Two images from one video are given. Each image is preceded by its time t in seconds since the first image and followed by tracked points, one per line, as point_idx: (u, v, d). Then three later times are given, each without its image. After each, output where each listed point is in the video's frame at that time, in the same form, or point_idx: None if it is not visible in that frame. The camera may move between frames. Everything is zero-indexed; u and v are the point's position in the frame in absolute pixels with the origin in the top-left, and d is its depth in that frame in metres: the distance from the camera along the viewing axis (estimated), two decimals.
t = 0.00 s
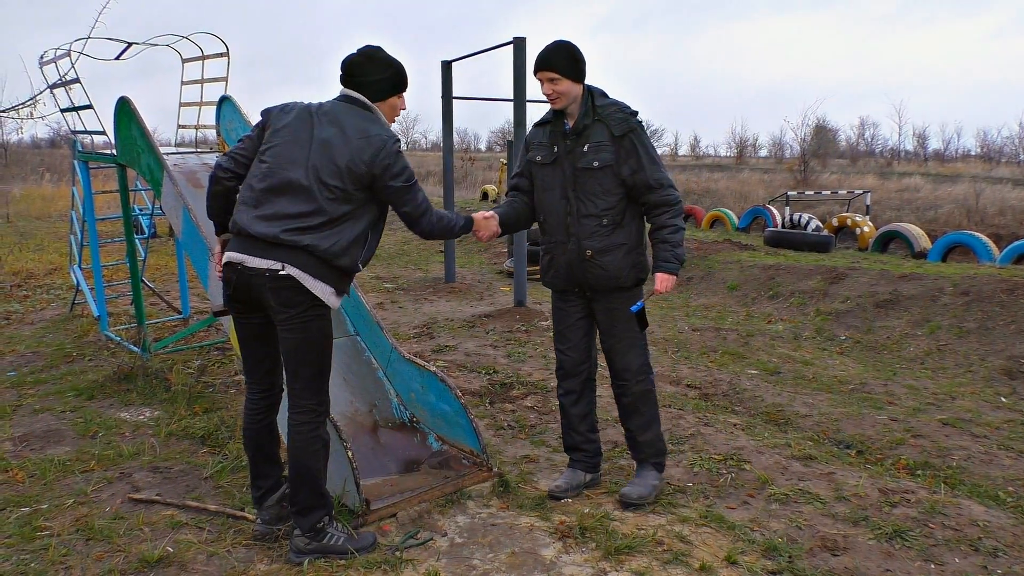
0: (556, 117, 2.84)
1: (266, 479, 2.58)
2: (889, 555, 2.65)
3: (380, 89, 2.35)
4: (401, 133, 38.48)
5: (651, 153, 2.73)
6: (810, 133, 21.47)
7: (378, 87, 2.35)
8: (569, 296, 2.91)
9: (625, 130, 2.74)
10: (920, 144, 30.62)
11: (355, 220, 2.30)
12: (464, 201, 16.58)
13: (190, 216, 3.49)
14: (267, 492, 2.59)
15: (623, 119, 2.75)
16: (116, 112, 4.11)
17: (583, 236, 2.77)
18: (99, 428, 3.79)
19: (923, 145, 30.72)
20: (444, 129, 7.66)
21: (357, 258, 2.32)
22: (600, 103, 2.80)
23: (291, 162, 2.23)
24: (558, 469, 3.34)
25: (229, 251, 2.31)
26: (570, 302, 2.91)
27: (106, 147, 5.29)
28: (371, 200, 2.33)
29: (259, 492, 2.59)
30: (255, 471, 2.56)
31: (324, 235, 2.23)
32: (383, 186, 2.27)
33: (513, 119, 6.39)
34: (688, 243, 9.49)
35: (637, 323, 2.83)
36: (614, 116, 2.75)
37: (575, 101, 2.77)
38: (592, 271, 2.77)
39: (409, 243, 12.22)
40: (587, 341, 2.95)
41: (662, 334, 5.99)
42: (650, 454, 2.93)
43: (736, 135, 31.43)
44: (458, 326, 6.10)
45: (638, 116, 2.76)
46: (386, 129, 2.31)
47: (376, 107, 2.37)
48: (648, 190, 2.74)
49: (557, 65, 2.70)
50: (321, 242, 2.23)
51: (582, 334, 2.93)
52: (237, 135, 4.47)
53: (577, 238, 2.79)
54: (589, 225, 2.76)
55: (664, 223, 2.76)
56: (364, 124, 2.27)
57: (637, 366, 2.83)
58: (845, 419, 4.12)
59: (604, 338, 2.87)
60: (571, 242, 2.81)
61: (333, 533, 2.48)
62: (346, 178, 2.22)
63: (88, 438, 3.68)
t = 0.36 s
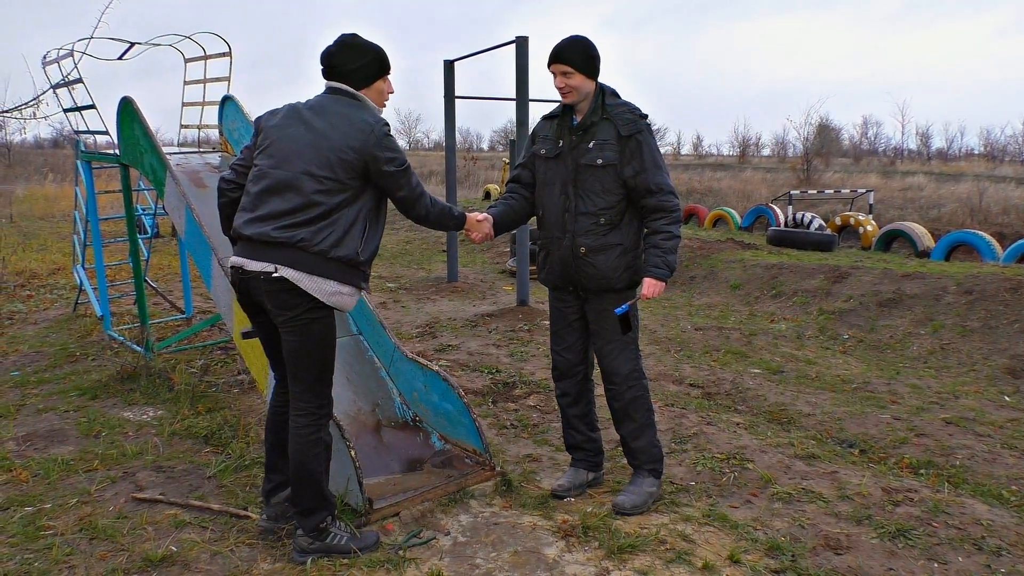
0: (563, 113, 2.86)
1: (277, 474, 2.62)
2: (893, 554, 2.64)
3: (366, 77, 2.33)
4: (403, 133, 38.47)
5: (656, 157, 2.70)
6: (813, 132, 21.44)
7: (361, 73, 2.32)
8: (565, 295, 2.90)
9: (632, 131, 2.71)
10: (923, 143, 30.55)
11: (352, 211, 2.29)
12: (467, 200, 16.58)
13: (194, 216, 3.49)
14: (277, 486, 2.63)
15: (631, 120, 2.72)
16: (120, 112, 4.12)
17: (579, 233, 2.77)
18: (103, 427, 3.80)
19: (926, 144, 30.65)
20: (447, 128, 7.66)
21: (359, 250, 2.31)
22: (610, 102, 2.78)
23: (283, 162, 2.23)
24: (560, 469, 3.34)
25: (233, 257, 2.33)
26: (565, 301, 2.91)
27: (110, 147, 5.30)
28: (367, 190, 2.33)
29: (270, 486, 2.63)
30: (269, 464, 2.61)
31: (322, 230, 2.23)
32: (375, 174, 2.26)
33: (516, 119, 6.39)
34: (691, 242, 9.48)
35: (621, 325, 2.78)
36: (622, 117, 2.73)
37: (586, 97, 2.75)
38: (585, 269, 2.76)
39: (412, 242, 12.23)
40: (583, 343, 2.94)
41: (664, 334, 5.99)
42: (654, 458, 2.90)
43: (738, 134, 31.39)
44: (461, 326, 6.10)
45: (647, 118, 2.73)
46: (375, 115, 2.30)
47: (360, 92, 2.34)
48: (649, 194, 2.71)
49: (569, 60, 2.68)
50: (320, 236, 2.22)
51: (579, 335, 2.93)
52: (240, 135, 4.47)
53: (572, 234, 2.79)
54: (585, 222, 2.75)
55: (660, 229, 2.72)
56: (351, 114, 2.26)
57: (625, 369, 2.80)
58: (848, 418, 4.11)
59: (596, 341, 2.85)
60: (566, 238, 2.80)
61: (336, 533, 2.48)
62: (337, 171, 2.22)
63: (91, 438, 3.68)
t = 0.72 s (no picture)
0: (591, 107, 2.82)
1: (271, 482, 2.58)
2: (895, 554, 2.64)
3: (332, 70, 2.31)
4: (405, 133, 38.49)
5: (683, 163, 2.71)
6: (815, 131, 21.41)
7: (327, 66, 2.31)
8: (577, 296, 2.86)
9: (661, 132, 2.69)
10: (925, 142, 30.49)
11: (326, 202, 2.26)
12: (468, 200, 16.58)
13: (195, 216, 3.49)
14: (273, 494, 2.60)
15: (661, 121, 2.70)
16: (121, 113, 4.12)
17: (598, 232, 2.74)
18: (105, 428, 3.80)
19: (928, 143, 30.60)
20: (449, 128, 7.66)
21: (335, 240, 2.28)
22: (640, 102, 2.76)
23: (255, 161, 2.25)
24: (562, 469, 3.33)
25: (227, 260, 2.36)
26: (573, 302, 2.87)
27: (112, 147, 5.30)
28: (341, 180, 2.30)
29: (265, 495, 2.60)
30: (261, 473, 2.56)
31: (296, 222, 2.22)
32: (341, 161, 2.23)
33: (517, 119, 6.39)
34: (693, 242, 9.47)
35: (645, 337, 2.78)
36: (652, 117, 2.71)
37: (616, 91, 2.73)
38: (601, 269, 2.74)
39: (413, 242, 12.23)
40: (593, 347, 2.91)
41: (666, 334, 5.99)
42: (660, 463, 2.89)
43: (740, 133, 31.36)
44: (463, 326, 6.10)
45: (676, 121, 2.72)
46: (341, 103, 2.27)
47: (325, 82, 2.33)
48: (674, 201, 2.72)
49: (602, 50, 2.67)
50: (294, 229, 2.22)
51: (589, 338, 2.90)
52: (241, 134, 4.47)
53: (591, 233, 2.76)
54: (607, 222, 2.73)
55: (685, 238, 2.75)
56: (317, 104, 2.25)
57: (640, 376, 2.79)
58: (850, 418, 4.10)
59: (609, 345, 2.82)
60: (584, 237, 2.78)
61: (337, 533, 2.48)
62: (305, 162, 2.21)
63: (93, 438, 3.69)
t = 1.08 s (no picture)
0: (613, 107, 2.82)
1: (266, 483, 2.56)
2: (897, 554, 2.63)
3: (333, 79, 2.36)
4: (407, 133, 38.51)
5: (703, 165, 2.66)
6: (817, 131, 21.40)
7: (322, 73, 2.35)
8: (593, 297, 2.88)
9: (681, 135, 2.66)
10: (927, 141, 30.44)
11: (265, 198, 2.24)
12: (470, 200, 16.58)
13: (197, 216, 3.50)
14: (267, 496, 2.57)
15: (682, 122, 2.66)
16: (122, 113, 4.12)
17: (613, 236, 2.75)
18: (107, 428, 3.80)
19: (930, 143, 30.56)
20: (450, 128, 7.66)
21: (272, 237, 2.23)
22: (662, 101, 2.72)
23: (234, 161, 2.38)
24: (564, 469, 3.33)
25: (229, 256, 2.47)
26: (588, 304, 2.89)
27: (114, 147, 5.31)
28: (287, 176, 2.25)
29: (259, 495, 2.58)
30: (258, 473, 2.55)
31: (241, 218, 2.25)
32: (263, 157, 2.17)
33: (519, 119, 6.39)
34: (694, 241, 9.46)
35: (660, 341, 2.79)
36: (673, 118, 2.67)
37: (638, 90, 2.70)
38: (614, 273, 2.75)
39: (415, 242, 12.23)
40: (607, 349, 2.92)
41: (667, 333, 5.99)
42: (665, 465, 2.88)
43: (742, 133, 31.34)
44: (464, 326, 6.10)
45: (698, 122, 2.66)
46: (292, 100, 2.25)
47: (319, 89, 2.36)
48: (692, 205, 2.69)
49: (625, 49, 2.63)
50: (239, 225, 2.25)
51: (603, 340, 2.90)
52: (243, 135, 4.48)
53: (607, 236, 2.77)
54: (622, 226, 2.73)
55: (706, 243, 2.71)
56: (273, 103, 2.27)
57: (652, 381, 2.78)
58: (852, 418, 4.10)
59: (623, 348, 2.83)
60: (599, 239, 2.79)
61: (305, 525, 2.46)
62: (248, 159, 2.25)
63: (96, 439, 3.69)
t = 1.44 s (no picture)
0: (617, 106, 2.82)
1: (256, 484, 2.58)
2: (899, 552, 2.63)
3: (347, 92, 2.35)
4: (407, 134, 38.54)
5: (705, 161, 2.64)
6: (818, 129, 21.38)
7: (336, 86, 2.34)
8: (600, 295, 2.89)
9: (683, 132, 2.65)
10: (928, 140, 30.39)
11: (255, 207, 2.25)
12: (471, 200, 16.58)
13: (197, 217, 3.51)
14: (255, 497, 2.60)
15: (684, 120, 2.65)
16: (123, 114, 4.13)
17: (617, 234, 2.75)
18: (109, 429, 3.81)
19: (932, 141, 30.53)
20: (451, 128, 7.66)
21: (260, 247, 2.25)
22: (665, 98, 2.71)
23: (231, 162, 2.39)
24: (566, 468, 3.33)
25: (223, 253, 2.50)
26: (595, 302, 2.90)
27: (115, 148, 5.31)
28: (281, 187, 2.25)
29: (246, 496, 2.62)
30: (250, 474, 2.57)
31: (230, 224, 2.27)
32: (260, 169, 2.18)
33: (519, 118, 6.38)
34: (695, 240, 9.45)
35: (656, 337, 2.76)
36: (675, 115, 2.67)
37: (640, 88, 2.69)
38: (617, 271, 2.76)
39: (416, 242, 12.23)
40: (613, 348, 2.93)
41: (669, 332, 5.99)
42: (667, 464, 2.88)
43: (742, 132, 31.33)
44: (465, 326, 6.10)
45: (700, 119, 2.65)
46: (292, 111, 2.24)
47: (332, 103, 2.36)
48: (695, 201, 2.66)
49: (626, 47, 2.63)
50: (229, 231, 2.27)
51: (610, 338, 2.91)
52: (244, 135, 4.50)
53: (610, 235, 2.78)
54: (624, 224, 2.73)
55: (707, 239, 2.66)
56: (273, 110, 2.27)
57: (655, 380, 2.78)
58: (854, 416, 4.09)
59: (627, 348, 2.83)
60: (604, 237, 2.80)
61: (276, 536, 2.47)
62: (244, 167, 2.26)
63: (98, 439, 3.69)
